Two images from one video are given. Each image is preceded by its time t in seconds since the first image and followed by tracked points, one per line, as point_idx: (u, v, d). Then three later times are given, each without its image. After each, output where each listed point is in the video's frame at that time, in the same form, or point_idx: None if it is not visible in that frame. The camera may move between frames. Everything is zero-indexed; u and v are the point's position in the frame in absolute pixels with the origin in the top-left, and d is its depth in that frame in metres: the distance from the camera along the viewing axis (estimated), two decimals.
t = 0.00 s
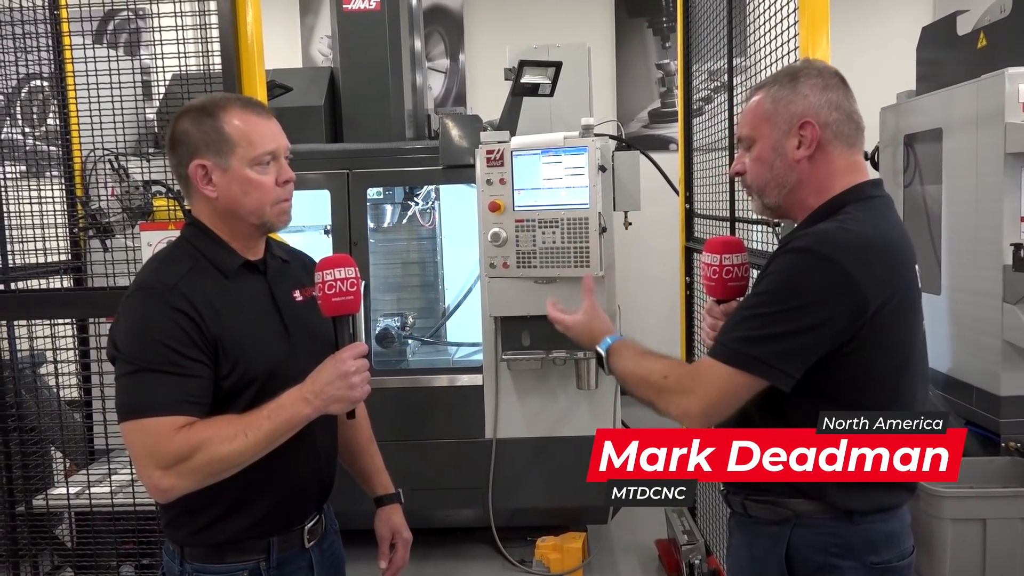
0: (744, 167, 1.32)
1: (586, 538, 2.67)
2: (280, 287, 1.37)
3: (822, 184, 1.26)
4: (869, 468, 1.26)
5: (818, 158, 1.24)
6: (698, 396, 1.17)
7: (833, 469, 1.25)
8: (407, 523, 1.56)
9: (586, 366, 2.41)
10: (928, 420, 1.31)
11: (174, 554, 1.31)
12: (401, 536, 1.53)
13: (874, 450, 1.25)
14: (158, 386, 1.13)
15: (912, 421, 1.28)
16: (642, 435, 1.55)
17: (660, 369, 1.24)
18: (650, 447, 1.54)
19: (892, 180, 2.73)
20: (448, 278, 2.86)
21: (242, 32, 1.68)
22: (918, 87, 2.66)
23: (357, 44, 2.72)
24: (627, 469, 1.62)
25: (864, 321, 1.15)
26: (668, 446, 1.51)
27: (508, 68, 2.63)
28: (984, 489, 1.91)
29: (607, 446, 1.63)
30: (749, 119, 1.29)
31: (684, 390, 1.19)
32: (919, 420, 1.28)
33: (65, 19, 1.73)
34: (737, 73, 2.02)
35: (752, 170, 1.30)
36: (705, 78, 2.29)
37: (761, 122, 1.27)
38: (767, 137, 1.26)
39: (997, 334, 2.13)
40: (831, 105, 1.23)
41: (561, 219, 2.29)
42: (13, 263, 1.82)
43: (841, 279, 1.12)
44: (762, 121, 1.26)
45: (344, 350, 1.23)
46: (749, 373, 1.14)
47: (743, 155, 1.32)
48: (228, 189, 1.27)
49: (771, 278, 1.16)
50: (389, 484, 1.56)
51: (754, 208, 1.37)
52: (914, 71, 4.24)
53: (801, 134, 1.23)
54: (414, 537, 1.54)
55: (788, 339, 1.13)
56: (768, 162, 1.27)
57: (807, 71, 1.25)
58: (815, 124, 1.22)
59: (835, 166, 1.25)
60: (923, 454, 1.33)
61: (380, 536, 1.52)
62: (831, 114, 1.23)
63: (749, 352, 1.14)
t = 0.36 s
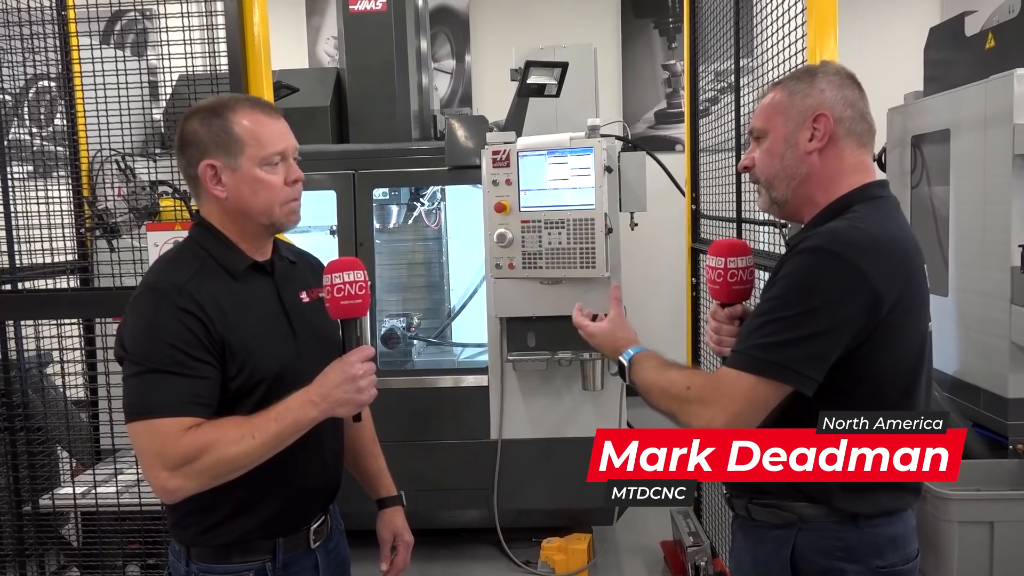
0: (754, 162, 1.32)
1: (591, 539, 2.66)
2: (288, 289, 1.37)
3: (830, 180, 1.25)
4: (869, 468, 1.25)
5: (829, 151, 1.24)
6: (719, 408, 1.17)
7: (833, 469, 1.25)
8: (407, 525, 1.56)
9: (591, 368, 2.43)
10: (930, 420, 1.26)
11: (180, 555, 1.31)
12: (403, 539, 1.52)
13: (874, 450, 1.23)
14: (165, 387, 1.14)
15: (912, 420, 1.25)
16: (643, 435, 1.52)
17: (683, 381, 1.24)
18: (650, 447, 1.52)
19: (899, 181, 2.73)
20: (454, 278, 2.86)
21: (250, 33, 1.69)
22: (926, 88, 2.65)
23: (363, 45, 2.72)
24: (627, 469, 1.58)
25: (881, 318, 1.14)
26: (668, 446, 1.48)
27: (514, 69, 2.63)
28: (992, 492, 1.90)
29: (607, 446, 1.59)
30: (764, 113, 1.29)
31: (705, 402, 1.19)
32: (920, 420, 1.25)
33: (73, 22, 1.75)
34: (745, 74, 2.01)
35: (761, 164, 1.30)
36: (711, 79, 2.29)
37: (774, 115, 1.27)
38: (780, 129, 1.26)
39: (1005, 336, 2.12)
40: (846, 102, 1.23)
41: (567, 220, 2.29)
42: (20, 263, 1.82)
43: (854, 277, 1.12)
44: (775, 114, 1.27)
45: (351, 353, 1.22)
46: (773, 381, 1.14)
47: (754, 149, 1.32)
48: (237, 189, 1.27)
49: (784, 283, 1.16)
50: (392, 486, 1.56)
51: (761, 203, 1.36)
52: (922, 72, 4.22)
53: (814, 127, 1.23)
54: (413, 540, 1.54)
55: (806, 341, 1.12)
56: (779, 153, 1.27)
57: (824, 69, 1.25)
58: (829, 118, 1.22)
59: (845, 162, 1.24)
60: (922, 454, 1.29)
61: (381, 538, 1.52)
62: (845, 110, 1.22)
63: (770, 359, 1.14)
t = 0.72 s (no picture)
0: (752, 163, 1.32)
1: (590, 537, 2.66)
2: (288, 284, 1.37)
3: (829, 178, 1.25)
4: (869, 468, 1.24)
5: (826, 150, 1.23)
6: (755, 424, 1.13)
7: (833, 469, 1.25)
8: (403, 523, 1.56)
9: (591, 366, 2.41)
10: (930, 420, 1.26)
11: (179, 549, 1.31)
12: (398, 537, 1.52)
13: (874, 450, 1.22)
14: (166, 380, 1.13)
15: (912, 420, 1.25)
16: (643, 435, 1.51)
17: (709, 398, 1.19)
18: (650, 447, 1.51)
19: (901, 180, 2.72)
20: (455, 275, 2.86)
21: (253, 28, 1.69)
22: (928, 87, 2.64)
23: (365, 40, 2.72)
24: (626, 468, 1.58)
25: (891, 316, 1.13)
26: (668, 445, 1.48)
27: (516, 65, 2.62)
28: (991, 492, 1.90)
29: (607, 446, 1.58)
30: (760, 114, 1.29)
31: (738, 418, 1.15)
32: (920, 420, 1.25)
33: (75, 15, 1.73)
34: (748, 72, 2.01)
35: (759, 165, 1.30)
36: (713, 77, 2.29)
37: (770, 116, 1.27)
38: (777, 130, 1.26)
39: (1007, 336, 2.11)
40: (841, 100, 1.22)
41: (568, 217, 2.28)
42: (21, 257, 1.83)
43: (867, 277, 1.10)
44: (771, 115, 1.27)
45: (348, 342, 1.23)
46: (804, 390, 1.10)
47: (752, 150, 1.32)
48: (243, 182, 1.26)
49: (791, 286, 1.15)
50: (389, 484, 1.57)
51: (761, 203, 1.36)
52: (925, 71, 4.22)
53: (812, 126, 1.22)
54: (409, 537, 1.54)
55: (830, 346, 1.09)
56: (777, 153, 1.26)
57: (819, 68, 1.24)
58: (826, 117, 1.21)
59: (843, 161, 1.24)
60: (922, 454, 1.27)
61: (378, 535, 1.52)
62: (841, 109, 1.22)
63: (794, 367, 1.11)
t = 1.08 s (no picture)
0: (753, 159, 1.31)
1: (591, 534, 2.67)
2: (289, 279, 1.37)
3: (831, 175, 1.25)
4: (868, 468, 1.24)
5: (829, 148, 1.23)
6: (766, 423, 1.13)
7: (833, 469, 1.24)
8: (405, 519, 1.56)
9: (592, 364, 2.41)
10: (929, 420, 1.26)
11: (179, 545, 1.31)
12: (401, 532, 1.52)
13: (874, 450, 1.22)
14: (168, 375, 1.13)
15: (912, 420, 1.25)
16: (643, 435, 1.51)
17: (722, 396, 1.19)
18: (650, 447, 1.51)
19: (904, 177, 2.72)
20: (455, 272, 2.85)
21: (254, 23, 1.69)
22: (931, 85, 2.64)
23: (367, 36, 2.71)
24: (627, 469, 1.57)
25: (895, 312, 1.13)
26: (668, 445, 1.48)
27: (518, 62, 2.62)
28: (993, 491, 1.90)
29: (607, 446, 1.59)
30: (762, 108, 1.28)
31: (751, 417, 1.14)
32: (920, 420, 1.25)
33: (75, 10, 1.72)
34: (750, 69, 2.00)
35: (760, 160, 1.29)
36: (715, 74, 2.28)
37: (773, 110, 1.25)
38: (780, 125, 1.24)
39: (1009, 334, 2.11)
40: (844, 96, 1.21)
41: (570, 214, 2.28)
42: (23, 253, 1.82)
43: (873, 274, 1.10)
44: (773, 109, 1.25)
45: (353, 340, 1.23)
46: (811, 388, 1.10)
47: (753, 146, 1.31)
48: (247, 182, 1.26)
49: (795, 283, 1.14)
50: (390, 480, 1.56)
51: (761, 198, 1.36)
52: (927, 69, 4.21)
53: (815, 123, 1.22)
54: (411, 533, 1.54)
55: (837, 344, 1.09)
56: (779, 149, 1.25)
57: (821, 63, 1.23)
58: (830, 113, 1.21)
59: (846, 157, 1.23)
60: (922, 454, 1.27)
61: (379, 531, 1.52)
62: (843, 105, 1.21)
63: (798, 365, 1.10)
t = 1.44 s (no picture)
0: (747, 162, 1.30)
1: (592, 532, 2.67)
2: (290, 278, 1.36)
3: (829, 171, 1.24)
4: (868, 468, 1.23)
5: (825, 144, 1.22)
6: (757, 412, 1.13)
7: (833, 469, 1.24)
8: (408, 517, 1.56)
9: (594, 361, 2.42)
10: (929, 420, 1.26)
11: (180, 544, 1.31)
12: (403, 531, 1.52)
13: (874, 450, 1.22)
14: (166, 372, 1.13)
15: (912, 420, 1.25)
16: (643, 435, 1.51)
17: (720, 378, 1.19)
18: (650, 447, 1.50)
19: (905, 173, 2.71)
20: (455, 270, 2.85)
21: (253, 21, 1.68)
22: (932, 80, 2.63)
23: (366, 34, 2.71)
24: (627, 469, 1.56)
25: (893, 305, 1.13)
26: (669, 445, 1.48)
27: (518, 59, 2.61)
28: (994, 486, 1.90)
29: (607, 445, 1.57)
30: (752, 110, 1.27)
31: (744, 405, 1.14)
32: (920, 420, 1.25)
33: (74, 9, 1.72)
34: (750, 65, 2.00)
35: (756, 163, 1.28)
36: (715, 70, 2.28)
37: (766, 112, 1.25)
38: (775, 126, 1.23)
39: (1010, 330, 2.11)
40: (836, 93, 1.21)
41: (570, 211, 2.28)
42: (23, 253, 1.82)
43: (873, 267, 1.10)
44: (765, 110, 1.25)
45: (354, 339, 1.22)
46: (804, 378, 1.09)
47: (746, 149, 1.29)
48: (247, 179, 1.26)
49: (794, 276, 1.13)
50: (393, 478, 1.56)
51: (758, 202, 1.34)
52: (927, 65, 4.21)
53: (810, 121, 1.21)
54: (414, 532, 1.54)
55: (837, 336, 1.08)
56: (776, 150, 1.24)
57: (808, 63, 1.24)
58: (824, 110, 1.20)
59: (842, 153, 1.24)
60: (922, 454, 1.27)
61: (381, 530, 1.52)
62: (836, 101, 1.21)
63: (795, 357, 1.10)
